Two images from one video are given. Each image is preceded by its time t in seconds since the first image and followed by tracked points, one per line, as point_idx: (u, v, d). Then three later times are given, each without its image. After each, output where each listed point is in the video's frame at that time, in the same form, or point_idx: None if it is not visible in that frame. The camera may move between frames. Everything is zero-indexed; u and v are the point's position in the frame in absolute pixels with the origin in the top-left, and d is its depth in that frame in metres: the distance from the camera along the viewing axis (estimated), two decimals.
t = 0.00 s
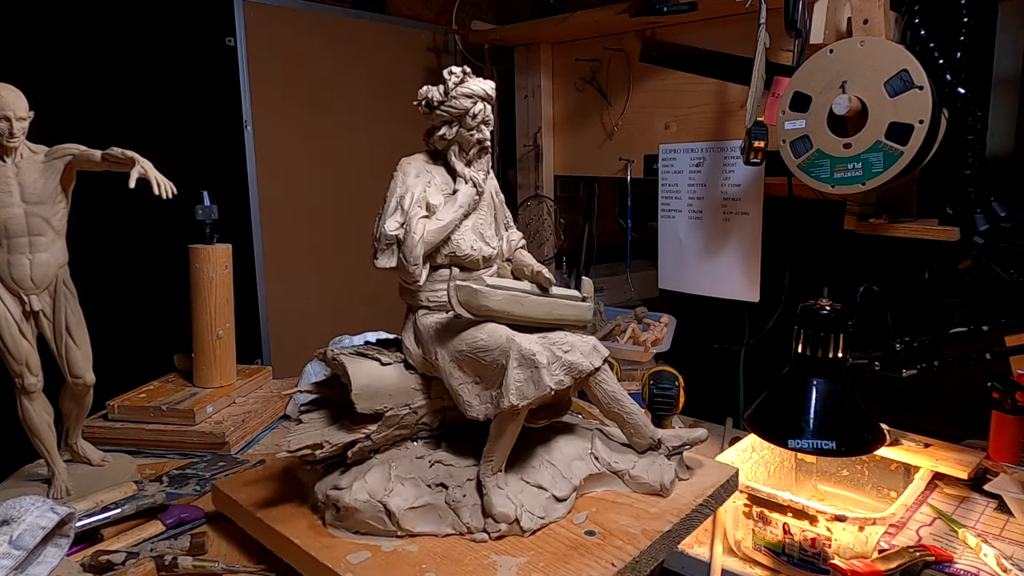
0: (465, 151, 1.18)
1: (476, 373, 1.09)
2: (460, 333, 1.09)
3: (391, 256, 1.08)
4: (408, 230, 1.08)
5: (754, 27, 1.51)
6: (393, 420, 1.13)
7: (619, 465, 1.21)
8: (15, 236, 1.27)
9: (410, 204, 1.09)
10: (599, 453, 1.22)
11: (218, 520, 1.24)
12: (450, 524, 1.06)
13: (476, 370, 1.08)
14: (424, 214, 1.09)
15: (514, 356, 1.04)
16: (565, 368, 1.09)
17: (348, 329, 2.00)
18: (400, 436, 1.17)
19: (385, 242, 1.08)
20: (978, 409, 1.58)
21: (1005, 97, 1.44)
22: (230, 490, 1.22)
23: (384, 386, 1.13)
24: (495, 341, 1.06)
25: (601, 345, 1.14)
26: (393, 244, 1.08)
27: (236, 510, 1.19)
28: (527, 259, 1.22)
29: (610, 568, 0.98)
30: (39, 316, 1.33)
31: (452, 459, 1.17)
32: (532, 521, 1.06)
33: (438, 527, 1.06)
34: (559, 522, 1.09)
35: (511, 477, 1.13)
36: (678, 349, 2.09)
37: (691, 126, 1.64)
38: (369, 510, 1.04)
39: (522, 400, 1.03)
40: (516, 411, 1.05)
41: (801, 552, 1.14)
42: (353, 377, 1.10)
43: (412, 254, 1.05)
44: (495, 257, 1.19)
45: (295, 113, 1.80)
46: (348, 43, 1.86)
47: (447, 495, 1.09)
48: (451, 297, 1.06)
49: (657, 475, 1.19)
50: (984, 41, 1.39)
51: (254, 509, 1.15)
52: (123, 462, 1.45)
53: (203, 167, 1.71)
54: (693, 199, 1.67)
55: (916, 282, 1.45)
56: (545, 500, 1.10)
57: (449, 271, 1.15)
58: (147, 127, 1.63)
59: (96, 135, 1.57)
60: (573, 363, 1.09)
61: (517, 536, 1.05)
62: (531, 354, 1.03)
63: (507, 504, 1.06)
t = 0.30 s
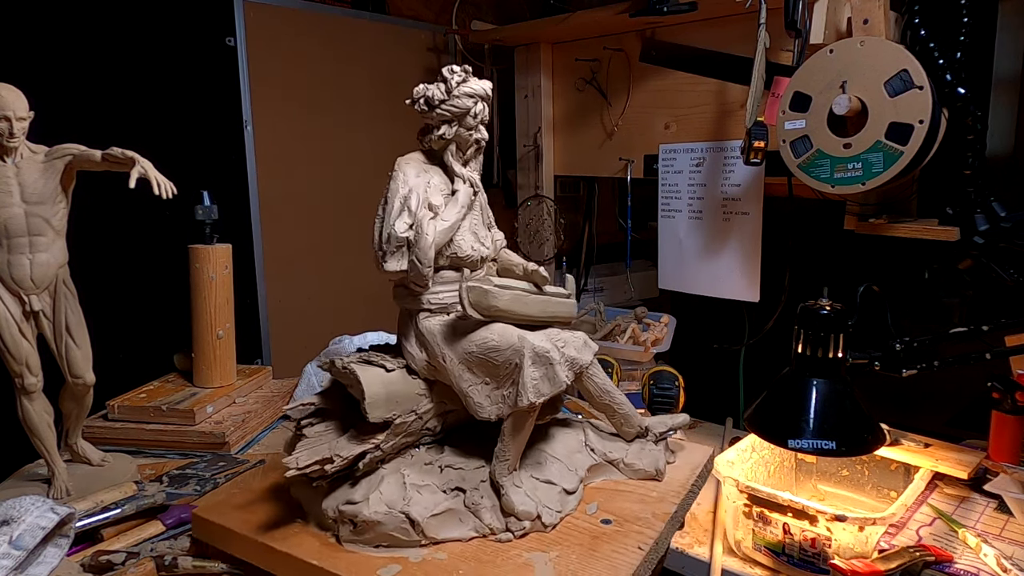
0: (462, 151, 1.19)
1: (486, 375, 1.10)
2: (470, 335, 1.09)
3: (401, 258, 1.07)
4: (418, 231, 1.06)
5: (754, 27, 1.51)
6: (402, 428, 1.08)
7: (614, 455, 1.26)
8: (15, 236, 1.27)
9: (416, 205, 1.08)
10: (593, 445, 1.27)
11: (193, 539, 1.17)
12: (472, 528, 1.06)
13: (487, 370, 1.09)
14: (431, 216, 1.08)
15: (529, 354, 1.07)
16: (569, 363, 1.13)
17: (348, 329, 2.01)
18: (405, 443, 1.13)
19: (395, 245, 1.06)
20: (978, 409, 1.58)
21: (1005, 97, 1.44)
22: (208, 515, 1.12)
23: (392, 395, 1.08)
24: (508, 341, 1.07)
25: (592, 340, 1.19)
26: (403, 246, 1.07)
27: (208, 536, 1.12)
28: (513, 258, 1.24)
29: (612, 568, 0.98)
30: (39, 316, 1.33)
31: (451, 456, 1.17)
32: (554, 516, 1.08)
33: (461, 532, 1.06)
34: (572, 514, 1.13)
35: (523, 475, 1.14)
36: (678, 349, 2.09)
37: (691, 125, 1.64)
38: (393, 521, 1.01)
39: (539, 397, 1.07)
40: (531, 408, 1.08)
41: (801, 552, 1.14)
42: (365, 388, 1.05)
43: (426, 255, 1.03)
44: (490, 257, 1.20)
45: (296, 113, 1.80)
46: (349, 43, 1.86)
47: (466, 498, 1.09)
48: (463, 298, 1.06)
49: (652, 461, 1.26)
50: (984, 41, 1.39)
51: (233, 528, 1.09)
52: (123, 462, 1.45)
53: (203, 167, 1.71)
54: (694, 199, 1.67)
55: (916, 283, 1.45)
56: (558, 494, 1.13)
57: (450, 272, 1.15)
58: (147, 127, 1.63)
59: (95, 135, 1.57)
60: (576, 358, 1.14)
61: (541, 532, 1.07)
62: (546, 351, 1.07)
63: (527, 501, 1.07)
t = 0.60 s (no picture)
0: (461, 151, 1.19)
1: (489, 375, 1.10)
2: (473, 336, 1.09)
3: (405, 259, 1.06)
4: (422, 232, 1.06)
5: (754, 27, 1.51)
6: (405, 430, 1.08)
7: (611, 451, 1.28)
8: (15, 236, 1.27)
9: (419, 206, 1.08)
10: (591, 441, 1.29)
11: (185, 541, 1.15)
12: (479, 528, 1.06)
13: (490, 370, 1.09)
14: (433, 215, 1.08)
15: (532, 354, 1.06)
16: (569, 361, 1.13)
17: (348, 329, 2.01)
18: (408, 446, 1.13)
19: (399, 245, 1.05)
20: (978, 409, 1.58)
21: (1005, 97, 1.44)
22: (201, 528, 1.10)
23: (396, 397, 1.09)
24: (511, 341, 1.07)
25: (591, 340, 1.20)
26: (407, 247, 1.06)
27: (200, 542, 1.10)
28: (508, 258, 1.26)
29: (609, 568, 0.98)
30: (39, 316, 1.33)
31: (448, 455, 1.17)
32: (559, 514, 1.09)
33: (469, 533, 1.06)
34: (576, 510, 1.13)
35: (526, 472, 1.14)
36: (678, 349, 2.09)
37: (691, 125, 1.64)
38: (401, 525, 1.01)
39: (544, 395, 1.06)
40: (534, 408, 1.08)
41: (801, 552, 1.14)
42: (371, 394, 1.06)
43: (430, 256, 1.03)
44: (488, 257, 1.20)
45: (296, 113, 1.80)
46: (348, 43, 1.86)
47: (472, 499, 1.09)
48: (466, 297, 1.06)
49: (648, 457, 1.28)
50: (984, 41, 1.39)
51: (226, 534, 1.08)
52: (123, 462, 1.45)
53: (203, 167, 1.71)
54: (694, 199, 1.67)
55: (916, 283, 1.45)
56: (561, 491, 1.13)
57: (451, 272, 1.15)
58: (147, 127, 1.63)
59: (96, 135, 1.57)
60: (576, 356, 1.14)
61: (547, 531, 1.08)
62: (549, 350, 1.07)
63: (533, 500, 1.08)
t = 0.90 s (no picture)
0: (461, 151, 1.19)
1: (489, 375, 1.10)
2: (473, 336, 1.09)
3: (405, 259, 1.06)
4: (422, 232, 1.06)
5: (754, 27, 1.51)
6: (405, 430, 1.08)
7: (611, 451, 1.28)
8: (15, 236, 1.27)
9: (419, 206, 1.08)
10: (591, 442, 1.29)
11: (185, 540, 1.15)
12: (479, 528, 1.06)
13: (490, 370, 1.09)
14: (433, 215, 1.08)
15: (532, 354, 1.06)
16: (569, 361, 1.13)
17: (348, 329, 2.01)
18: (408, 446, 1.13)
19: (398, 245, 1.05)
20: (978, 409, 1.58)
21: (1005, 97, 1.44)
22: (203, 526, 1.10)
23: (396, 396, 1.09)
24: (511, 340, 1.07)
25: (592, 339, 1.20)
26: (407, 247, 1.06)
27: (199, 542, 1.10)
28: (508, 257, 1.26)
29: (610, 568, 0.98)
30: (39, 316, 1.33)
31: (448, 456, 1.17)
32: (559, 514, 1.09)
33: (469, 533, 1.06)
34: (575, 510, 1.13)
35: (525, 472, 1.14)
36: (678, 349, 2.09)
37: (691, 125, 1.64)
38: (400, 525, 1.00)
39: (544, 395, 1.06)
40: (533, 408, 1.09)
41: (801, 552, 1.14)
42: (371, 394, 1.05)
43: (430, 256, 1.03)
44: (487, 257, 1.20)
45: (296, 112, 1.80)
46: (348, 43, 1.87)
47: (472, 499, 1.09)
48: (467, 297, 1.06)
49: (648, 457, 1.27)
50: (983, 42, 1.39)
51: (227, 534, 1.08)
52: (123, 462, 1.45)
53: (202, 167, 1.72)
54: (693, 199, 1.67)
55: (916, 283, 1.45)
56: (561, 492, 1.13)
57: (451, 272, 1.15)
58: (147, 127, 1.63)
59: (96, 135, 1.57)
60: (575, 356, 1.14)
61: (546, 530, 1.08)
62: (549, 350, 1.07)
63: (533, 500, 1.08)
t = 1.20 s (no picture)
0: (461, 151, 1.19)
1: (489, 375, 1.10)
2: (473, 336, 1.09)
3: (405, 259, 1.06)
4: (422, 232, 1.06)
5: (754, 27, 1.51)
6: (405, 430, 1.09)
7: (611, 451, 1.28)
8: (15, 236, 1.27)
9: (419, 205, 1.08)
10: (592, 442, 1.29)
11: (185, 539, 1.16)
12: (480, 528, 1.06)
13: (490, 370, 1.09)
14: (433, 216, 1.08)
15: (532, 354, 1.06)
16: (569, 361, 1.13)
17: (348, 329, 2.01)
18: (408, 446, 1.13)
19: (398, 245, 1.05)
20: (978, 409, 1.57)
21: (1005, 97, 1.44)
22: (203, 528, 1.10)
23: (397, 396, 1.08)
24: (511, 341, 1.08)
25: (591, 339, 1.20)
26: (407, 247, 1.06)
27: (198, 542, 1.10)
28: (507, 258, 1.26)
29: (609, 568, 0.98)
30: (40, 316, 1.33)
31: (445, 454, 1.17)
32: (558, 514, 1.09)
33: (469, 533, 1.06)
34: (575, 510, 1.13)
35: (526, 472, 1.14)
36: (678, 349, 2.09)
37: (691, 125, 1.64)
38: (401, 525, 1.01)
39: (544, 395, 1.07)
40: (533, 408, 1.09)
41: (801, 552, 1.14)
42: (371, 393, 1.05)
43: (430, 256, 1.03)
44: (487, 257, 1.20)
45: (295, 112, 1.80)
46: (348, 43, 1.87)
47: (472, 499, 1.09)
48: (466, 297, 1.05)
49: (647, 457, 1.27)
50: (983, 42, 1.39)
51: (226, 534, 1.08)
52: (123, 462, 1.45)
53: (202, 167, 1.71)
54: (693, 199, 1.67)
55: (916, 282, 1.45)
56: (560, 492, 1.13)
57: (451, 272, 1.15)
58: (147, 127, 1.63)
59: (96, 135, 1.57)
60: (575, 356, 1.14)
61: (546, 530, 1.08)
62: (549, 350, 1.08)
63: (533, 500, 1.08)
